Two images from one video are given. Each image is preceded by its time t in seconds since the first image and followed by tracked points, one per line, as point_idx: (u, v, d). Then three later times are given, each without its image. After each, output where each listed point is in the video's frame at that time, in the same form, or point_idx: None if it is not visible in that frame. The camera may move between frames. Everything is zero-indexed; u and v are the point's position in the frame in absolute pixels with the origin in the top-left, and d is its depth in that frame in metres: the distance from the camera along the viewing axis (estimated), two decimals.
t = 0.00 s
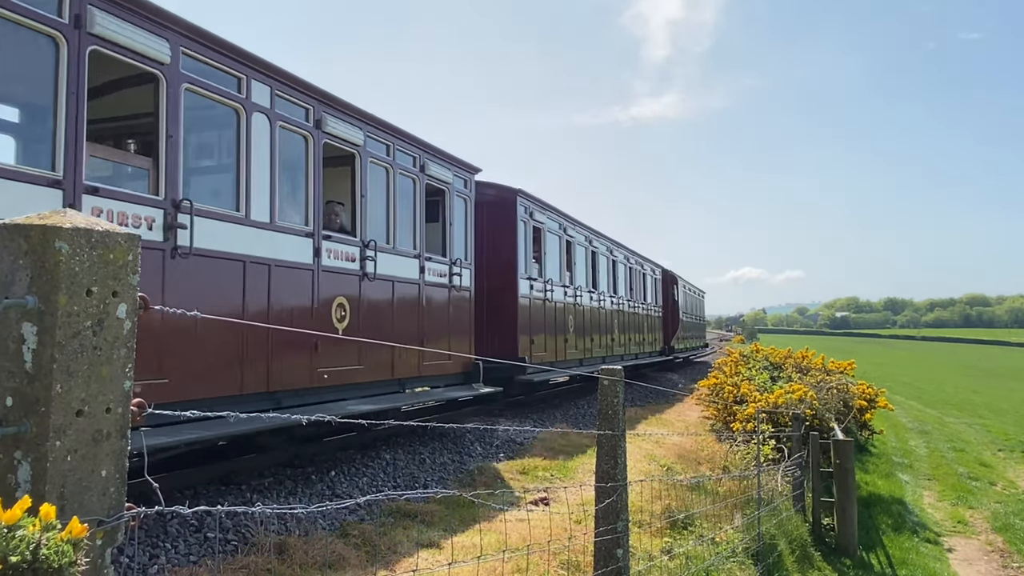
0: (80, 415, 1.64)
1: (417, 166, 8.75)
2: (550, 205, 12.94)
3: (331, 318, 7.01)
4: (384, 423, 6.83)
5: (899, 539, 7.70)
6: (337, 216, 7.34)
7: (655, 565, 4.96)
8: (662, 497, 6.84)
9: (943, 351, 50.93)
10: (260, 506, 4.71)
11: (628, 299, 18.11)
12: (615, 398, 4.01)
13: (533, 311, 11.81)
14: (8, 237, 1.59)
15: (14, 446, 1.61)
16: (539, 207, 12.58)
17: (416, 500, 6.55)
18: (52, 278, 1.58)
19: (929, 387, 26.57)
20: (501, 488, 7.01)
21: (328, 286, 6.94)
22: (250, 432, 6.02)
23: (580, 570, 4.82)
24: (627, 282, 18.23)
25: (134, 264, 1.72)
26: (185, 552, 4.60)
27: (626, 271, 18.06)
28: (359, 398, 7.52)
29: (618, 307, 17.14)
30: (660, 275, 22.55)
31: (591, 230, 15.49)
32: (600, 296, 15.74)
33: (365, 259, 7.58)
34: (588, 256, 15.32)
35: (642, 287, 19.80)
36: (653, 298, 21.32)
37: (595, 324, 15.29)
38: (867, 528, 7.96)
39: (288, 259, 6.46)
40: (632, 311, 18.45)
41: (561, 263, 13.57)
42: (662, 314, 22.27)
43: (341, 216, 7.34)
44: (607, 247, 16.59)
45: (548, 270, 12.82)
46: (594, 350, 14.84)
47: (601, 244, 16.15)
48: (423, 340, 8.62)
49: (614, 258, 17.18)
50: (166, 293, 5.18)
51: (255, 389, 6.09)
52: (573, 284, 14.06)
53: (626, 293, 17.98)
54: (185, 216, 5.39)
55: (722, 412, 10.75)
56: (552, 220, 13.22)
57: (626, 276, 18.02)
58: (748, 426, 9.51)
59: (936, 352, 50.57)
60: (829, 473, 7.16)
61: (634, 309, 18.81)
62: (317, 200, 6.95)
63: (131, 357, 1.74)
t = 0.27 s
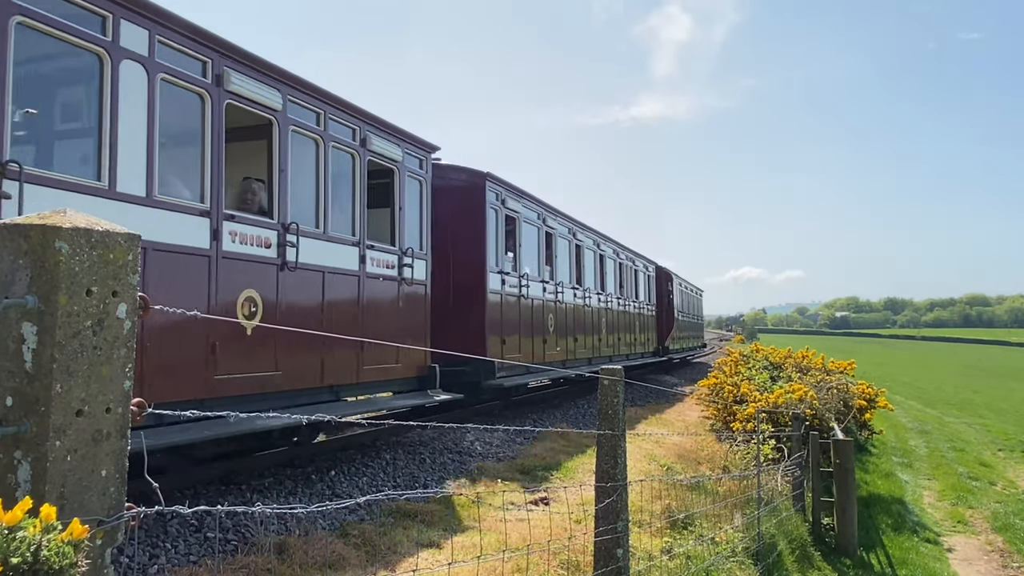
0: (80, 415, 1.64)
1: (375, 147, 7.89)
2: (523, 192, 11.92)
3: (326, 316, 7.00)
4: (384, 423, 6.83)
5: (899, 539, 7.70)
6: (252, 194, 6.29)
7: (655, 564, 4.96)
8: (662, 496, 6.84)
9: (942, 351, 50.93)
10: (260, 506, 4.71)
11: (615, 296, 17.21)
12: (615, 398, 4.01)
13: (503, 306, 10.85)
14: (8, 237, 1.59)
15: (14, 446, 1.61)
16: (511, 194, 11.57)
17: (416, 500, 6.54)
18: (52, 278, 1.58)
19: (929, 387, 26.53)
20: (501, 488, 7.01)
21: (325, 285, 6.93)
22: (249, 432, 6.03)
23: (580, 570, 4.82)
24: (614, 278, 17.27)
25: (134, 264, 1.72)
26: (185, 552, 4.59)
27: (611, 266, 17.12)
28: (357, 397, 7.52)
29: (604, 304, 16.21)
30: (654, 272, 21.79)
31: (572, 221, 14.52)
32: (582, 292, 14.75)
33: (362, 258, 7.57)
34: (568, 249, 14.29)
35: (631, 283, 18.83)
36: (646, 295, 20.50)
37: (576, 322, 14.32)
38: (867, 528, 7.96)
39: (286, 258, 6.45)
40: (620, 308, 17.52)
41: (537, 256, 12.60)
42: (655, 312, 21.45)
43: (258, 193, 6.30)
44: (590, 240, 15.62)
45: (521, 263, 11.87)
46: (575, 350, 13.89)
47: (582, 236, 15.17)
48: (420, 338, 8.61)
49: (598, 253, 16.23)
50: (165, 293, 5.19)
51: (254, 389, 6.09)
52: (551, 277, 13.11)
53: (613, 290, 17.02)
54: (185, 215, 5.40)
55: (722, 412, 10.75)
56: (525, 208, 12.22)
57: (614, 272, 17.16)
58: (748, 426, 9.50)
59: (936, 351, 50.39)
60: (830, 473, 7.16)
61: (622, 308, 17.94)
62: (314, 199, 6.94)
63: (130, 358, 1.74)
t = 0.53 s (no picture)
0: (81, 415, 1.64)
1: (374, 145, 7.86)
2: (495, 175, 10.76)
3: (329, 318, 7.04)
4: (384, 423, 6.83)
5: (900, 539, 7.70)
6: (134, 164, 5.15)
7: (655, 564, 4.96)
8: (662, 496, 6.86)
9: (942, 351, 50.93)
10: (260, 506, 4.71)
11: (603, 293, 16.10)
12: (615, 397, 4.01)
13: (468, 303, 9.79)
14: (9, 237, 1.59)
15: (14, 446, 1.61)
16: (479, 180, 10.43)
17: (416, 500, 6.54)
18: (52, 278, 1.58)
19: (929, 387, 26.45)
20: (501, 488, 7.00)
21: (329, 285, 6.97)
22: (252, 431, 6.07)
23: (580, 570, 4.83)
24: (601, 274, 16.10)
25: (134, 264, 1.72)
26: (185, 552, 4.59)
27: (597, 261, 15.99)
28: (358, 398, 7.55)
29: (590, 302, 15.11)
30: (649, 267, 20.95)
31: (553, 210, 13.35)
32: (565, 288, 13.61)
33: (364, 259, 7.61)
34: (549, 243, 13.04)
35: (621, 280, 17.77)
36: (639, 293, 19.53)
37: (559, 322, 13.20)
38: (868, 528, 7.96)
39: (291, 259, 6.52)
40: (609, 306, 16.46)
41: (512, 247, 11.42)
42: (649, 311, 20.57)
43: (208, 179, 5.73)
44: (573, 231, 14.53)
45: (492, 254, 10.76)
46: (557, 351, 12.81)
47: (564, 228, 14.01)
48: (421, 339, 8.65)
49: (583, 248, 15.09)
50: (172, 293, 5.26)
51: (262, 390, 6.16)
52: (529, 273, 11.98)
53: (600, 287, 15.89)
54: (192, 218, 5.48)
55: (722, 412, 10.74)
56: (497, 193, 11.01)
57: (606, 269, 16.36)
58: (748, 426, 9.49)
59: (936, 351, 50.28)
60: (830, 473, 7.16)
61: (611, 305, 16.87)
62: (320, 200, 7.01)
63: (130, 358, 1.74)
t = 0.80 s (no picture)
0: (80, 415, 1.64)
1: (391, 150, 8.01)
2: (463, 160, 9.54)
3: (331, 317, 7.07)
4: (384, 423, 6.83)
5: (900, 539, 7.70)
6: None
7: (656, 564, 4.96)
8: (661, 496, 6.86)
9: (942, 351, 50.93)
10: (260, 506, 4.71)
11: (589, 291, 15.02)
12: (615, 397, 4.01)
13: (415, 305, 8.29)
14: (9, 237, 1.59)
15: (14, 446, 1.61)
16: (440, 160, 9.06)
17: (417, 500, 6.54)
18: (52, 278, 1.58)
19: (928, 387, 26.39)
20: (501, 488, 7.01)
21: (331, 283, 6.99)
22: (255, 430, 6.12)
23: (580, 570, 4.83)
24: (586, 271, 14.85)
25: (134, 264, 1.72)
26: (185, 552, 4.59)
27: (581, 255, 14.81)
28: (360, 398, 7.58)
29: (574, 301, 14.03)
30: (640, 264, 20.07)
31: (532, 199, 12.13)
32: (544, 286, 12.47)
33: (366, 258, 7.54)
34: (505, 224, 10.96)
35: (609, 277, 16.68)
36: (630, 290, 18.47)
37: (536, 322, 12.05)
38: (868, 528, 7.96)
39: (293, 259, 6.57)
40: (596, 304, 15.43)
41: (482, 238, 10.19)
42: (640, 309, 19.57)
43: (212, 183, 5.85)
44: (555, 224, 13.38)
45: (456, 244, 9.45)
46: (534, 354, 11.70)
47: (545, 219, 12.76)
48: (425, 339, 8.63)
49: (568, 241, 13.98)
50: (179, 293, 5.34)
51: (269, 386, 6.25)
52: (501, 267, 10.79)
53: (585, 284, 14.80)
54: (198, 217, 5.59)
55: (722, 412, 10.75)
56: (463, 177, 9.68)
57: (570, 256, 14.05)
58: (748, 426, 9.48)
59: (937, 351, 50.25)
60: (830, 473, 7.16)
61: (600, 303, 15.90)
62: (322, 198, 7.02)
63: (131, 358, 1.74)
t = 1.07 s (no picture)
0: (81, 415, 1.64)
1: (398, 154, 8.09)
2: (417, 136, 8.40)
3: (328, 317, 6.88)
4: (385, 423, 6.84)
5: (900, 539, 7.70)
6: None
7: (656, 565, 4.96)
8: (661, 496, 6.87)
9: (942, 351, 50.92)
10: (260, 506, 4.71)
11: (570, 287, 14.01)
12: (615, 397, 4.01)
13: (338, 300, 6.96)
14: (9, 237, 1.59)
15: (15, 446, 1.61)
16: (387, 135, 7.91)
17: (417, 500, 6.55)
18: (52, 278, 1.58)
19: (929, 387, 26.35)
20: (502, 488, 7.01)
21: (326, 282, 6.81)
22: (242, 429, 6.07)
23: (580, 570, 4.83)
24: (566, 264, 13.97)
25: (134, 264, 1.73)
26: (185, 551, 4.60)
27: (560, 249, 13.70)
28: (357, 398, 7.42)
29: (553, 298, 13.04)
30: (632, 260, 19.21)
31: (504, 185, 11.05)
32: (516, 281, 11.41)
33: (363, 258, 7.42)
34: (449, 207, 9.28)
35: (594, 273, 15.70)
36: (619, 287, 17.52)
37: (507, 321, 11.06)
38: (868, 528, 7.96)
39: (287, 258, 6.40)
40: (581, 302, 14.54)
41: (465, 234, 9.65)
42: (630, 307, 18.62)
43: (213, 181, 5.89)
44: (531, 214, 12.32)
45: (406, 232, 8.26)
46: (520, 355, 11.23)
47: (517, 206, 11.71)
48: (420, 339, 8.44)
49: (547, 233, 12.95)
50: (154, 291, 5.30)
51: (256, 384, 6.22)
52: (467, 258, 9.72)
53: (567, 279, 13.82)
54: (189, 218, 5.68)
55: (722, 412, 10.74)
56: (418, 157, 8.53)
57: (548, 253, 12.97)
58: (749, 426, 9.47)
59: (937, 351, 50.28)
60: (830, 473, 7.16)
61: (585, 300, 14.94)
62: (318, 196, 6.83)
63: (131, 358, 1.74)
